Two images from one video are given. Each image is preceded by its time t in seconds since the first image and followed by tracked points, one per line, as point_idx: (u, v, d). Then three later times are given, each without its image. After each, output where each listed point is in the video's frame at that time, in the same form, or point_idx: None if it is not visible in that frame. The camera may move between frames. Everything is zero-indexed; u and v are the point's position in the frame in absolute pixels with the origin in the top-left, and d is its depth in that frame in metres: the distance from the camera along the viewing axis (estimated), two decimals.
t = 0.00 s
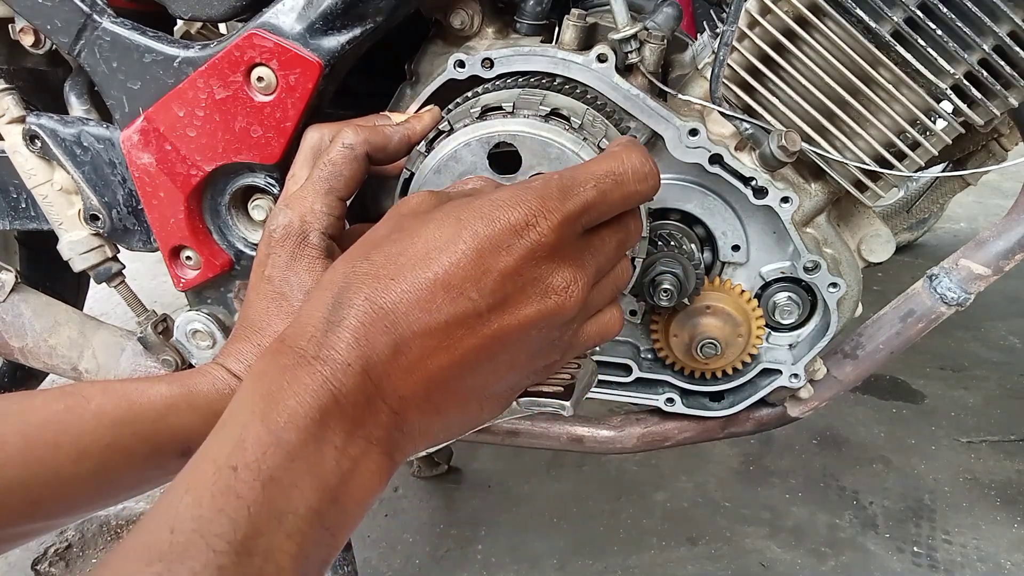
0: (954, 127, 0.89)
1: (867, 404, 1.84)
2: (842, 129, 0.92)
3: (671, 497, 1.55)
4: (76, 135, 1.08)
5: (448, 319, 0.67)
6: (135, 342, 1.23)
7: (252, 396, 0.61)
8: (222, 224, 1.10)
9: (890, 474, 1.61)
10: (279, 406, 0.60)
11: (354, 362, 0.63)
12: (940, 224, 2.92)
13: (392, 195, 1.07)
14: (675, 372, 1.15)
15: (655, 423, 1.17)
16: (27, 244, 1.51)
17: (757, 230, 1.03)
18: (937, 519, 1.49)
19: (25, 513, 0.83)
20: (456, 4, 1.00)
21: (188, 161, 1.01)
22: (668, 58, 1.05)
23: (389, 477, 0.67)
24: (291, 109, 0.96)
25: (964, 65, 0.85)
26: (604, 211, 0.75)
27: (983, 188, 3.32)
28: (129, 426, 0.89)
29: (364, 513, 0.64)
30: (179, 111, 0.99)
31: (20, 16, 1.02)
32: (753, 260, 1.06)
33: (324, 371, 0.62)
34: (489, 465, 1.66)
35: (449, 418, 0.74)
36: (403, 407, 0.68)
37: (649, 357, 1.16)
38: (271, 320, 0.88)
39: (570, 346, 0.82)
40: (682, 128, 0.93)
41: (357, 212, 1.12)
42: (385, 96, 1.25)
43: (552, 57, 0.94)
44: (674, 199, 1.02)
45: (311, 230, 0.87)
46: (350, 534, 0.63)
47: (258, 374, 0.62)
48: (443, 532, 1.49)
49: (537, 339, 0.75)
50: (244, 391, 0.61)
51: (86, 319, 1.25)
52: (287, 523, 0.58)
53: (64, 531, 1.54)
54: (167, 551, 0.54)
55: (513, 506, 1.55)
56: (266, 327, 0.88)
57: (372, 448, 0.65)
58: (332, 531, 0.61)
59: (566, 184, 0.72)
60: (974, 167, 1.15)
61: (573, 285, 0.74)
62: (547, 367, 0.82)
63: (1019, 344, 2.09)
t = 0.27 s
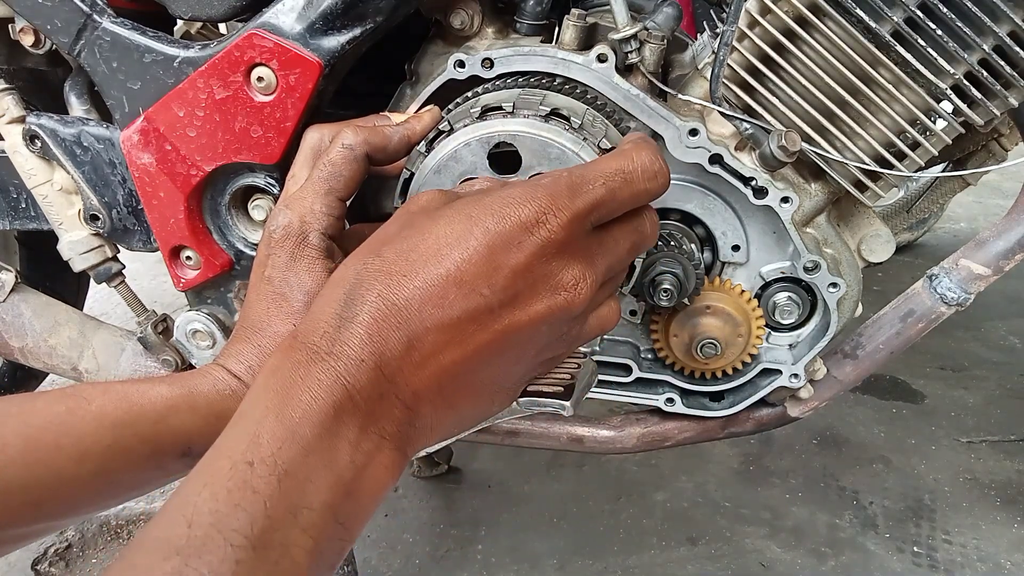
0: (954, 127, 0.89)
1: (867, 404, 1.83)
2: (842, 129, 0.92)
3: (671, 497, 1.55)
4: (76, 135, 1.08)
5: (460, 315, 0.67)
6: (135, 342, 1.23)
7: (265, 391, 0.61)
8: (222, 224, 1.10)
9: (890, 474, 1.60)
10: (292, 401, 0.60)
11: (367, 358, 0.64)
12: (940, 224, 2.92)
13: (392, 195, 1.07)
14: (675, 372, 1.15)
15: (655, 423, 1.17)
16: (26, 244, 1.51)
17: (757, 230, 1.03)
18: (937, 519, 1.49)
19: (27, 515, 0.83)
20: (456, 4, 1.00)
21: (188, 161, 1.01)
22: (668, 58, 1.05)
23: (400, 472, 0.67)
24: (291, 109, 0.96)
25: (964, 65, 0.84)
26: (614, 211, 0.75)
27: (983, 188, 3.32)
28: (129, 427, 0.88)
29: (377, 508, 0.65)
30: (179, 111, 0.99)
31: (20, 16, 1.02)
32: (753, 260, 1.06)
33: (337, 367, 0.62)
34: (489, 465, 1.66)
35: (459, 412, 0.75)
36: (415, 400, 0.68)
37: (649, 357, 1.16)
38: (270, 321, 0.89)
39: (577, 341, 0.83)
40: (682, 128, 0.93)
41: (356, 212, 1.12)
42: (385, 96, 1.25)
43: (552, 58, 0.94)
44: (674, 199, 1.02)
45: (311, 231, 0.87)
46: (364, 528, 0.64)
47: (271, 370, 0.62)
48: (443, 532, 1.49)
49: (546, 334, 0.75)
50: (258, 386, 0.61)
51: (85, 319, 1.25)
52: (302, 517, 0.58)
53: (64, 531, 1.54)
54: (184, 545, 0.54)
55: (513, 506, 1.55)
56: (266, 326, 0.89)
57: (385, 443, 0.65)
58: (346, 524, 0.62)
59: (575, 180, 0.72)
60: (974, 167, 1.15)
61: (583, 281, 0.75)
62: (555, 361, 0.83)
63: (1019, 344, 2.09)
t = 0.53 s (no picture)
0: (954, 127, 0.89)
1: (867, 404, 1.83)
2: (842, 129, 0.92)
3: (671, 497, 1.55)
4: (76, 135, 1.08)
5: (486, 296, 0.68)
6: (135, 342, 1.23)
7: (297, 368, 0.61)
8: (222, 224, 1.10)
9: (890, 474, 1.61)
10: (325, 375, 0.61)
11: (396, 333, 0.64)
12: (940, 224, 2.92)
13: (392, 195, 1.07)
14: (675, 371, 1.15)
15: (655, 423, 1.17)
16: (27, 244, 1.51)
17: (757, 230, 1.03)
18: (937, 519, 1.49)
19: (28, 514, 0.83)
20: (456, 4, 1.00)
21: (188, 161, 1.01)
22: (668, 58, 1.05)
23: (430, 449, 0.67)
24: (291, 109, 0.96)
25: (964, 65, 0.84)
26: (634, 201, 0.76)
27: (983, 188, 3.32)
28: (129, 428, 0.88)
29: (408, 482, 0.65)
30: (179, 111, 0.99)
31: (20, 16, 1.02)
32: (753, 259, 1.06)
33: (368, 342, 0.63)
34: (489, 465, 1.66)
35: (483, 393, 0.75)
36: (441, 378, 0.69)
37: (649, 357, 1.16)
38: (268, 321, 0.91)
39: (599, 329, 0.83)
40: (682, 128, 0.93)
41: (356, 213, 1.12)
42: (385, 96, 1.25)
43: (552, 58, 0.94)
44: (674, 199, 1.02)
45: (311, 231, 0.87)
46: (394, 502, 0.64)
47: (303, 348, 0.63)
48: (443, 532, 1.49)
49: (569, 316, 0.76)
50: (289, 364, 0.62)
51: (86, 319, 1.25)
52: (337, 485, 0.58)
53: (64, 531, 1.54)
54: (227, 509, 0.55)
55: (513, 506, 1.55)
56: (266, 326, 0.91)
57: (413, 418, 0.66)
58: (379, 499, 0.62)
59: (597, 173, 0.72)
60: (974, 167, 1.15)
61: (606, 263, 0.75)
62: (581, 347, 0.83)
63: (1019, 344, 2.09)
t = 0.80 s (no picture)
0: (954, 127, 0.89)
1: (866, 404, 1.83)
2: (842, 129, 0.92)
3: (672, 497, 1.55)
4: (76, 135, 1.08)
5: (497, 289, 0.67)
6: (134, 342, 1.23)
7: (304, 371, 0.60)
8: (222, 224, 1.10)
9: (890, 474, 1.61)
10: (336, 376, 0.59)
11: (407, 332, 0.64)
12: (940, 224, 2.92)
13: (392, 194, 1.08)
14: (675, 371, 1.15)
15: (655, 423, 1.17)
16: (27, 244, 1.51)
17: (757, 229, 1.03)
18: (937, 519, 1.49)
19: (28, 515, 0.83)
20: (456, 4, 1.00)
21: (188, 161, 1.01)
22: (668, 58, 1.05)
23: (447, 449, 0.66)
24: (291, 109, 0.96)
25: (964, 65, 0.85)
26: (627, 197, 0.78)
27: (983, 188, 3.32)
28: (128, 428, 0.88)
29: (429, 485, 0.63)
30: (179, 111, 0.99)
31: (20, 16, 1.02)
32: (753, 259, 1.06)
33: (376, 342, 0.62)
34: (489, 465, 1.66)
35: (495, 392, 0.74)
36: (452, 378, 0.68)
37: (649, 357, 1.16)
38: (268, 320, 0.91)
39: (601, 325, 0.83)
40: (682, 128, 0.93)
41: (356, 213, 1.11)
42: (385, 96, 1.25)
43: (552, 58, 0.94)
44: (674, 199, 1.02)
45: (310, 230, 0.87)
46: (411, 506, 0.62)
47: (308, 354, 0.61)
48: (443, 532, 1.49)
49: (575, 310, 0.76)
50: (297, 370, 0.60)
51: (85, 319, 1.25)
52: (354, 493, 0.56)
53: (64, 531, 1.54)
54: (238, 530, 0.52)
55: (513, 505, 1.55)
56: (264, 325, 0.91)
57: (426, 422, 0.64)
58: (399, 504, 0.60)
59: (597, 160, 0.73)
60: (974, 167, 1.15)
61: (613, 251, 0.76)
62: (586, 344, 0.83)
63: (1019, 344, 2.09)
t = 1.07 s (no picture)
0: (954, 127, 0.89)
1: (867, 404, 1.83)
2: (842, 128, 0.92)
3: (672, 497, 1.55)
4: (76, 135, 1.08)
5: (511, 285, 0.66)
6: (134, 342, 1.23)
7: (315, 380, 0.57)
8: (222, 224, 1.10)
9: (890, 474, 1.61)
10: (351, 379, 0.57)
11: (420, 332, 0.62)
12: (941, 224, 2.92)
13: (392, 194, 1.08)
14: (675, 371, 1.15)
15: (655, 423, 1.17)
16: (27, 244, 1.51)
17: (757, 229, 1.03)
18: (937, 519, 1.49)
19: (29, 516, 0.83)
20: (456, 4, 1.00)
21: (187, 161, 1.01)
22: (668, 58, 1.05)
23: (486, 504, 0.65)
24: (291, 109, 0.96)
25: (964, 65, 0.85)
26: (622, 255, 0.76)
27: (983, 188, 3.32)
28: (128, 430, 0.88)
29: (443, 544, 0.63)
30: (179, 111, 0.99)
31: (20, 16, 1.02)
32: (753, 259, 1.06)
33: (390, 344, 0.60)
34: (489, 465, 1.66)
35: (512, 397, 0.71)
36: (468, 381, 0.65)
37: (649, 357, 1.16)
38: (268, 320, 0.90)
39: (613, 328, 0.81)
40: (682, 128, 0.93)
41: (355, 213, 1.11)
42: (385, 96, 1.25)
43: (552, 58, 0.94)
44: (674, 199, 1.03)
45: (310, 230, 0.88)
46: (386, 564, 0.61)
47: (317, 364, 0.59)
48: (443, 532, 1.49)
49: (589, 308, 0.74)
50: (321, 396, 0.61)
51: (85, 319, 1.25)
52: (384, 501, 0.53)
53: (64, 531, 1.54)
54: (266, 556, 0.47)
55: (513, 506, 1.55)
56: (264, 326, 0.91)
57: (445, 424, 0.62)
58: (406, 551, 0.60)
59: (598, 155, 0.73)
60: (974, 167, 1.15)
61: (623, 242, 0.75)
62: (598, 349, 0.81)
63: (1019, 344, 2.09)
